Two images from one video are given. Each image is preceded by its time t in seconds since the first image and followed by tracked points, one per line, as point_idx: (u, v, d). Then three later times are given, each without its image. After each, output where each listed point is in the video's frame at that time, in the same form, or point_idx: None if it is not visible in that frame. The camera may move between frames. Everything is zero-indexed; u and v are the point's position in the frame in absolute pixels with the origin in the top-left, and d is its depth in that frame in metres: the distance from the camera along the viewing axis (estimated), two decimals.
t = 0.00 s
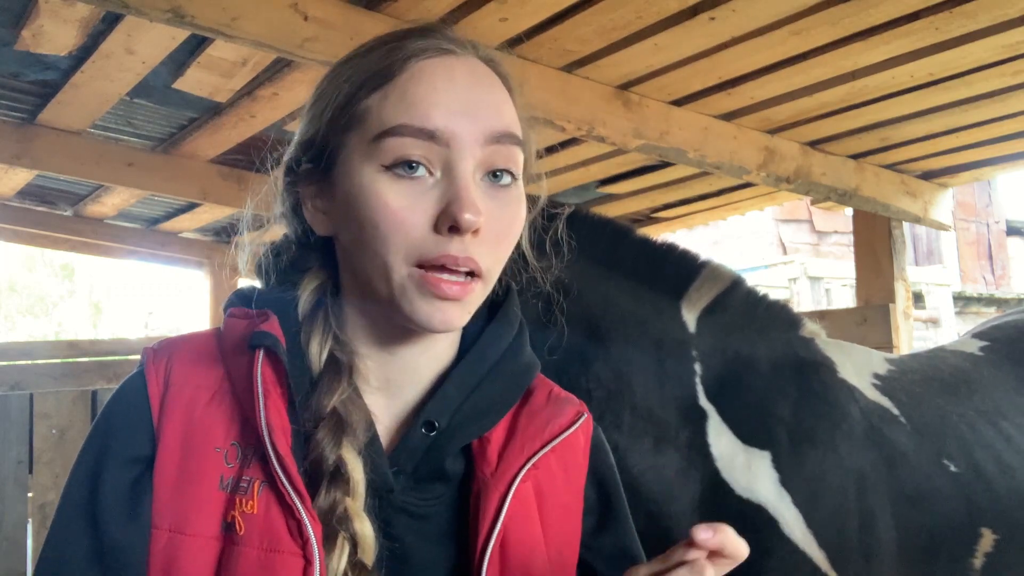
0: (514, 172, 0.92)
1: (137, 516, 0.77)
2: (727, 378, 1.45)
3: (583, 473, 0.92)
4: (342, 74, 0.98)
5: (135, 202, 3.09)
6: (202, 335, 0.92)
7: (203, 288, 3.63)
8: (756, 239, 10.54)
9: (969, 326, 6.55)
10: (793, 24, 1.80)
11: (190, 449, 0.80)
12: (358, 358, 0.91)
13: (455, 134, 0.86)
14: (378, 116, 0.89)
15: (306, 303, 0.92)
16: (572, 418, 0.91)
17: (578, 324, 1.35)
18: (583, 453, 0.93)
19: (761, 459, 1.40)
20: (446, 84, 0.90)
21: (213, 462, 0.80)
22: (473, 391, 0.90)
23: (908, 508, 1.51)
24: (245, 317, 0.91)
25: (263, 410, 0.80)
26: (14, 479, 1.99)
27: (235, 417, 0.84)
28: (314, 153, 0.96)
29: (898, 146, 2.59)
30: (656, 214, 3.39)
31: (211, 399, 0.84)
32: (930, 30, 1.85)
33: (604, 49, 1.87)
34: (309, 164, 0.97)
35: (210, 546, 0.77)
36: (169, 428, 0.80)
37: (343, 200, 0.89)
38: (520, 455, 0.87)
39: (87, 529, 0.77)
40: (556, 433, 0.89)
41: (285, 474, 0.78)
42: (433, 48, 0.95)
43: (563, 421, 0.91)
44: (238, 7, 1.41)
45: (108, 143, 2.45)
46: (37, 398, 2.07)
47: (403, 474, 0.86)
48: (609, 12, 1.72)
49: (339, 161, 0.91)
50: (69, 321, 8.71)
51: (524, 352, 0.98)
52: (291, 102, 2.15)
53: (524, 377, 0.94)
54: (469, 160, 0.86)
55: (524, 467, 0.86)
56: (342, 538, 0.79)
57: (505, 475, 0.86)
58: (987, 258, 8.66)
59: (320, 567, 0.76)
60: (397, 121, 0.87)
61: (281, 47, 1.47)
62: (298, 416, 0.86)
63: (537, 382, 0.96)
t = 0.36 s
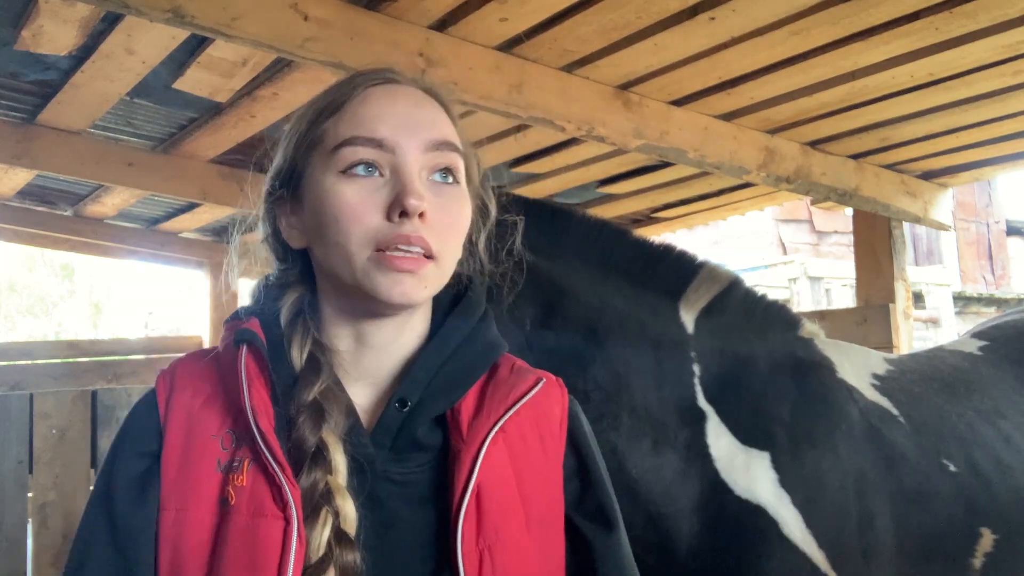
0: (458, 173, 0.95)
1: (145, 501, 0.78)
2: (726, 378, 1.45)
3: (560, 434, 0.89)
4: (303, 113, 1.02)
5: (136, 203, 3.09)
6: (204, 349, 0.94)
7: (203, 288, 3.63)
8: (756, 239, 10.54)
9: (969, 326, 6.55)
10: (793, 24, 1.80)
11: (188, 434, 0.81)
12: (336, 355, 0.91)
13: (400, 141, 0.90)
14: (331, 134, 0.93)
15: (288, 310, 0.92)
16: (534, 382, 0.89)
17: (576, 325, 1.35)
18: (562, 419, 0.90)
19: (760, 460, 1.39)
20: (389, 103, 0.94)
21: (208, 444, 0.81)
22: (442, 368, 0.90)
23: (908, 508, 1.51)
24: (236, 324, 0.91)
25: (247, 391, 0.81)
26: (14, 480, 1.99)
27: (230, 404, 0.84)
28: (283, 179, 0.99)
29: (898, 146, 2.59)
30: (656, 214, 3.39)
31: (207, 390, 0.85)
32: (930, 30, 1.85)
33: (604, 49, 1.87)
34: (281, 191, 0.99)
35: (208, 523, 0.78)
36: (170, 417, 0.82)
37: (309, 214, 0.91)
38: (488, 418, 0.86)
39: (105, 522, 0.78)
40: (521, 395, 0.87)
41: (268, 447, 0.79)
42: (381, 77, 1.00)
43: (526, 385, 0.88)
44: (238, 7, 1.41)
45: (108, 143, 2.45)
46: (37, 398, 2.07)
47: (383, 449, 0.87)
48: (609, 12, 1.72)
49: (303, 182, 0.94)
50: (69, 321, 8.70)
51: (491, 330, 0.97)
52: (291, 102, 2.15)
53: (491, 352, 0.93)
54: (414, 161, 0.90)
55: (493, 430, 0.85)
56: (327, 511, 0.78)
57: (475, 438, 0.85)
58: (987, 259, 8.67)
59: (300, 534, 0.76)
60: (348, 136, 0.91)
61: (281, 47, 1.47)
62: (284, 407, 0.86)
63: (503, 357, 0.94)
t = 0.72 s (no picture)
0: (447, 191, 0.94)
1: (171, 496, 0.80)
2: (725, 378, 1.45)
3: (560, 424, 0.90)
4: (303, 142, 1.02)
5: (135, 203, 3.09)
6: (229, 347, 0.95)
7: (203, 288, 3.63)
8: (756, 239, 10.54)
9: (969, 327, 6.54)
10: (793, 24, 1.80)
11: (210, 431, 0.83)
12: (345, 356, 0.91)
13: (386, 162, 0.91)
14: (324, 162, 0.94)
15: (300, 317, 0.92)
16: (528, 374, 0.89)
17: (575, 326, 1.36)
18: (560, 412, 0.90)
19: (758, 460, 1.38)
20: (376, 125, 0.95)
21: (229, 439, 0.82)
22: (446, 363, 0.90)
23: (908, 508, 1.51)
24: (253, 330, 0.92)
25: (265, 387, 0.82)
26: (14, 480, 2.01)
27: (251, 401, 0.85)
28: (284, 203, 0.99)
29: (898, 146, 2.59)
30: (656, 214, 3.39)
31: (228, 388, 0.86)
32: (930, 30, 1.85)
33: (604, 48, 1.87)
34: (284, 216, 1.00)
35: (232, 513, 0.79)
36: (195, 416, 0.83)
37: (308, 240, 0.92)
38: (489, 410, 0.85)
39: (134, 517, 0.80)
40: (517, 387, 0.87)
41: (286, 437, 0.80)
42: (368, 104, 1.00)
43: (521, 377, 0.88)
44: (238, 7, 1.41)
45: (108, 143, 2.45)
46: (37, 397, 2.08)
47: (390, 439, 0.87)
48: (609, 12, 1.72)
49: (303, 208, 0.95)
50: (70, 321, 8.70)
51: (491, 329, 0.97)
52: (291, 103, 2.16)
53: (492, 347, 0.93)
54: (401, 180, 0.90)
55: (493, 420, 0.85)
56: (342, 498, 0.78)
57: (478, 427, 0.85)
58: (987, 259, 8.66)
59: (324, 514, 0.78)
60: (339, 162, 0.92)
61: (281, 47, 1.47)
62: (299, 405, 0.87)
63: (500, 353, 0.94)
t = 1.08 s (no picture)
0: (465, 213, 0.92)
1: (198, 496, 0.80)
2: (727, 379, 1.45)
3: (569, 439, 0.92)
4: (313, 161, 0.98)
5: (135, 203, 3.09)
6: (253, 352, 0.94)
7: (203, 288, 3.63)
8: (756, 239, 10.54)
9: (969, 327, 6.54)
10: (793, 24, 1.80)
11: (242, 436, 0.83)
12: (372, 368, 0.90)
13: (403, 192, 0.88)
14: (343, 192, 0.91)
15: (327, 330, 0.91)
16: (547, 395, 0.89)
17: (575, 326, 1.36)
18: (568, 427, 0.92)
19: (758, 460, 1.38)
20: (388, 152, 0.92)
21: (262, 446, 0.83)
22: (469, 376, 0.89)
23: (908, 508, 1.51)
24: (282, 340, 0.91)
25: (303, 401, 0.83)
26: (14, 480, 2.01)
27: (281, 408, 0.86)
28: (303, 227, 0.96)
29: (898, 146, 2.59)
30: (656, 214, 3.39)
31: (260, 395, 0.86)
32: (930, 30, 1.85)
33: (604, 49, 1.87)
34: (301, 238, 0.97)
35: (263, 521, 0.80)
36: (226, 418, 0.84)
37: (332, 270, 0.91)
38: (508, 427, 0.86)
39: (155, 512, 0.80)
40: (536, 407, 0.88)
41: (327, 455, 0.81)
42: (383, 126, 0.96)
43: (539, 397, 0.89)
44: (238, 7, 1.41)
45: (108, 143, 2.45)
46: (37, 398, 2.08)
47: (414, 449, 0.87)
48: (609, 12, 1.72)
49: (321, 235, 0.93)
50: (69, 321, 8.70)
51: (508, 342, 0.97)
52: (290, 103, 2.16)
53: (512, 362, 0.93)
54: (419, 211, 0.88)
55: (511, 438, 0.85)
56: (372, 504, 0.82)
57: (499, 440, 0.85)
58: (987, 259, 8.66)
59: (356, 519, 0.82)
60: (354, 193, 0.90)
61: (281, 47, 1.47)
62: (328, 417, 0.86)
63: (517, 370, 0.94)
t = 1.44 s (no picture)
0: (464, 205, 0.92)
1: (188, 494, 0.80)
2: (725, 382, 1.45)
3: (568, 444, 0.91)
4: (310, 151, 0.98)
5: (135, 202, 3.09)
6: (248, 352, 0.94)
7: (203, 288, 3.64)
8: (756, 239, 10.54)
9: (969, 327, 6.54)
10: (793, 24, 1.80)
11: (235, 435, 0.83)
12: (369, 366, 0.90)
13: (400, 181, 0.88)
14: (340, 182, 0.91)
15: (324, 326, 0.92)
16: (547, 400, 0.89)
17: (574, 326, 1.37)
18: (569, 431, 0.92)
19: (758, 460, 1.38)
20: (385, 140, 0.92)
21: (254, 446, 0.83)
22: (468, 379, 0.89)
23: (908, 509, 1.51)
24: (279, 337, 0.92)
25: (297, 402, 0.83)
26: (14, 479, 2.02)
27: (274, 407, 0.86)
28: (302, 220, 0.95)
29: (898, 147, 2.58)
30: (656, 214, 3.39)
31: (253, 395, 0.86)
32: (930, 30, 1.85)
33: (604, 48, 1.87)
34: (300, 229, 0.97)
35: (254, 521, 0.80)
36: (219, 416, 0.84)
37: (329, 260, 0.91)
38: (506, 431, 0.86)
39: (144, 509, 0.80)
40: (535, 411, 0.88)
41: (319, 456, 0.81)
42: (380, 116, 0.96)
43: (539, 402, 0.89)
44: (238, 8, 1.41)
45: (108, 143, 2.45)
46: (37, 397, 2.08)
47: (409, 452, 0.87)
48: (609, 12, 1.72)
49: (318, 225, 0.93)
50: (70, 321, 8.71)
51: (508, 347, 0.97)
52: (291, 103, 2.16)
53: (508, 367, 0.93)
54: (417, 200, 0.87)
55: (509, 442, 0.85)
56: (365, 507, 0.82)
57: (495, 447, 0.85)
58: (987, 259, 8.66)
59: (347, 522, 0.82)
60: (350, 182, 0.89)
61: (281, 47, 1.47)
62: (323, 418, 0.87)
63: (517, 373, 0.94)
